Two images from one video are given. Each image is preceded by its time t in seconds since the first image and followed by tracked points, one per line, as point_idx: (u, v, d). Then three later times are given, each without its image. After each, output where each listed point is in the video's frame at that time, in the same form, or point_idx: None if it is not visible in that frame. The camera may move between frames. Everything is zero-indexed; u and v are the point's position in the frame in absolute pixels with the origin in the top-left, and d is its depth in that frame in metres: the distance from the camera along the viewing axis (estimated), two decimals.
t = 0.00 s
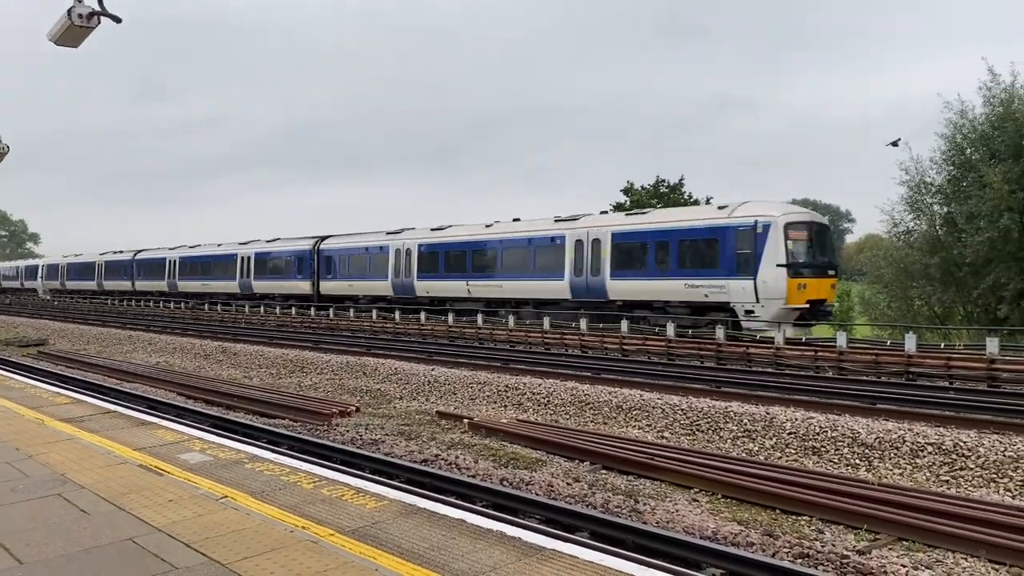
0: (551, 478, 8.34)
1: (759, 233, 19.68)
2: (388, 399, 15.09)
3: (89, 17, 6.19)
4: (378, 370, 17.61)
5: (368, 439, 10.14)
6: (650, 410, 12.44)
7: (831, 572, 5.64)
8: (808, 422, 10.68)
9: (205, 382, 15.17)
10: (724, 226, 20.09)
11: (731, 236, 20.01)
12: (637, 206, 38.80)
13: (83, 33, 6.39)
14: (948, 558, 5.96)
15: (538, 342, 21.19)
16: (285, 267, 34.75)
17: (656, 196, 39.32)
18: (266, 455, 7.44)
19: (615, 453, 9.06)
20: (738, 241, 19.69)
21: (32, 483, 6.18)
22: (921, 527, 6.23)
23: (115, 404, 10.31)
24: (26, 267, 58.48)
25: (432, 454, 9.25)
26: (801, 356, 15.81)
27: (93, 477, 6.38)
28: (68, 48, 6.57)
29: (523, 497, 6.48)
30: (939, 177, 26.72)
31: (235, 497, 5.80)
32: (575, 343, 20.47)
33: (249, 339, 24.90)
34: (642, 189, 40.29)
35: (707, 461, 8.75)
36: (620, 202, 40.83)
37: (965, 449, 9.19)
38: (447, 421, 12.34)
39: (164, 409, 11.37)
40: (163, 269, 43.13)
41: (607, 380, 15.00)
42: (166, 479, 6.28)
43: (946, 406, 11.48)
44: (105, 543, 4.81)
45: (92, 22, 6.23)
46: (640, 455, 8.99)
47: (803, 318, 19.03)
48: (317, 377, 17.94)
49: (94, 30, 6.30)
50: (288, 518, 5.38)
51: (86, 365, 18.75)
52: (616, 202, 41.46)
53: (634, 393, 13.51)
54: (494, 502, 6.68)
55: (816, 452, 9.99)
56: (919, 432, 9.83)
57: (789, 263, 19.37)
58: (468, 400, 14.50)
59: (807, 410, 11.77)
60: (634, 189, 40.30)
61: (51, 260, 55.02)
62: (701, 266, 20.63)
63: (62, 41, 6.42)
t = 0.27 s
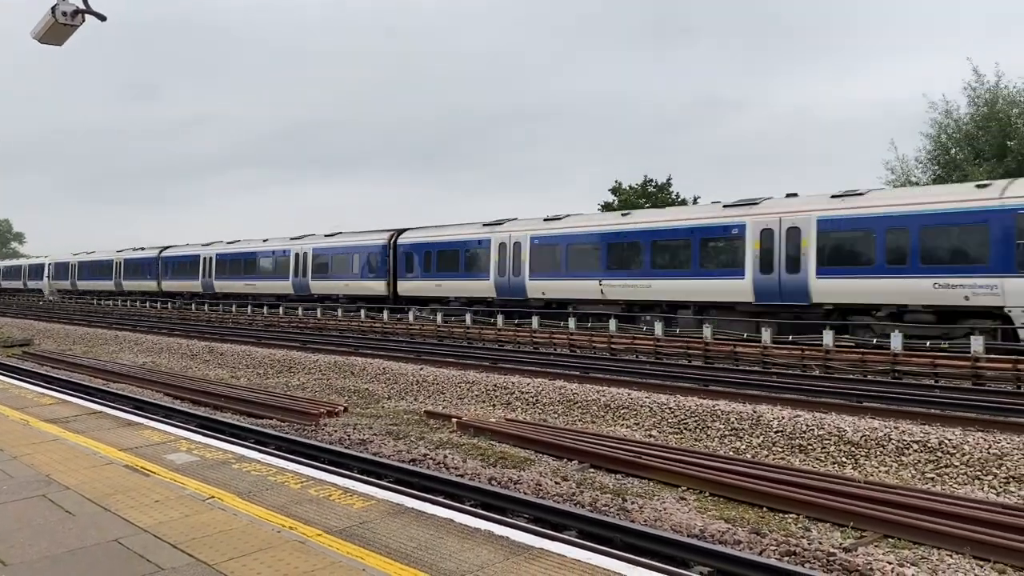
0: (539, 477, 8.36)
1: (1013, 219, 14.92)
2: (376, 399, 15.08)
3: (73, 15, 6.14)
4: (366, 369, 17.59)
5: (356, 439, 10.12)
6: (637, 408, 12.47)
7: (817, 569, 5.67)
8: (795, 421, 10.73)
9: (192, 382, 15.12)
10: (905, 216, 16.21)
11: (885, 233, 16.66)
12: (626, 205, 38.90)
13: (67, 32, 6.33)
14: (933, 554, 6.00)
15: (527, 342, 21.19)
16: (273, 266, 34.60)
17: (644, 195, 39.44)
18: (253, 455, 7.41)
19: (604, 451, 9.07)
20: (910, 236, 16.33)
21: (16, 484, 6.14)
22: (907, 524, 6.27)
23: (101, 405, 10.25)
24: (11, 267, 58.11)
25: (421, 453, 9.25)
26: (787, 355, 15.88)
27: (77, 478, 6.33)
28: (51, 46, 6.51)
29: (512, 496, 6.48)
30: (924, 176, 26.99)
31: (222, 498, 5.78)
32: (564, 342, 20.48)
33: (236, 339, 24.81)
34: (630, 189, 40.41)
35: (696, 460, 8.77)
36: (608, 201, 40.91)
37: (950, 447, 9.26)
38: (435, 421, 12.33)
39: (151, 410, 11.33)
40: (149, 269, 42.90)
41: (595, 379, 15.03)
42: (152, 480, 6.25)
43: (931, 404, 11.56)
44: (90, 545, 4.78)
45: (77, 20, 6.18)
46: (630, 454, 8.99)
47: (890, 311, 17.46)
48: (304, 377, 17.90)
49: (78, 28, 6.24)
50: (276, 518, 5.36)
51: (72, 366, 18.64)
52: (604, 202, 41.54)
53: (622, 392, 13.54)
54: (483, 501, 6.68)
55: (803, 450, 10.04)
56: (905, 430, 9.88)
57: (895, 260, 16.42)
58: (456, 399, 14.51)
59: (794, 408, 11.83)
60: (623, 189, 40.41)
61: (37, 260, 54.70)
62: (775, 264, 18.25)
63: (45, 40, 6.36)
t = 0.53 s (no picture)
0: (526, 476, 8.36)
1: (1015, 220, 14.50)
2: (362, 399, 15.03)
3: (55, 12, 6.08)
4: (352, 369, 17.53)
5: (342, 439, 10.09)
6: (624, 407, 12.49)
7: (802, 567, 5.70)
8: (780, 419, 10.78)
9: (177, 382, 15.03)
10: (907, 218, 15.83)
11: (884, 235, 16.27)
12: (613, 205, 38.98)
13: (48, 30, 6.27)
14: (917, 551, 6.04)
15: (514, 341, 21.19)
16: (259, 265, 34.42)
17: (631, 195, 39.52)
18: (238, 456, 7.38)
19: (591, 450, 9.07)
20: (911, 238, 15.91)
21: None
22: (890, 521, 6.31)
23: (83, 405, 10.17)
24: None
25: (407, 453, 9.22)
26: (773, 353, 15.95)
27: (60, 479, 6.27)
28: (32, 44, 6.45)
29: (498, 495, 6.47)
30: (908, 175, 27.20)
31: (206, 498, 5.75)
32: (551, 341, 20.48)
33: (221, 339, 24.68)
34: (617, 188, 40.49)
35: (682, 458, 8.79)
36: (595, 201, 40.98)
37: (933, 444, 9.32)
38: (422, 421, 12.31)
39: (135, 410, 11.24)
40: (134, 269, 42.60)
41: (582, 378, 15.04)
42: (135, 480, 6.21)
43: (915, 402, 11.64)
44: (73, 546, 4.74)
45: (58, 17, 6.12)
46: (616, 453, 9.00)
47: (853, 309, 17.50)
48: (290, 376, 17.83)
49: (60, 25, 6.18)
50: (261, 518, 5.34)
51: (55, 366, 18.48)
52: (591, 201, 41.60)
53: (609, 391, 13.55)
54: (469, 501, 6.67)
55: (788, 448, 10.08)
56: (889, 427, 9.94)
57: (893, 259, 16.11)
58: (443, 398, 14.49)
59: (779, 406, 11.88)
60: (610, 188, 40.50)
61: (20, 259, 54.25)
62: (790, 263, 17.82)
63: (26, 37, 6.30)
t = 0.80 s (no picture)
0: (513, 474, 8.36)
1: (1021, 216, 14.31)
2: (349, 398, 14.99)
3: (36, 9, 6.05)
4: (339, 369, 17.48)
5: (328, 438, 10.06)
6: (611, 405, 12.51)
7: (787, 563, 5.73)
8: (766, 416, 10.83)
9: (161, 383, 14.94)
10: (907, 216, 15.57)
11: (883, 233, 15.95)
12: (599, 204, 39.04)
13: (28, 27, 6.23)
14: (900, 547, 6.09)
15: (501, 340, 21.18)
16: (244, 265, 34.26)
17: (617, 193, 39.60)
18: (223, 456, 7.35)
19: (578, 449, 9.08)
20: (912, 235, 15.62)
21: None
22: (875, 517, 6.35)
23: (66, 406, 10.09)
24: None
25: (393, 453, 9.21)
26: (758, 351, 16.02)
27: (42, 481, 6.22)
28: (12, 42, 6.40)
29: (484, 494, 6.47)
30: (891, 174, 27.40)
31: (191, 499, 5.72)
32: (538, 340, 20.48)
33: (206, 339, 24.54)
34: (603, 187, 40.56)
35: (669, 456, 8.81)
36: (581, 200, 41.04)
37: (916, 441, 9.39)
38: (408, 420, 12.29)
39: (119, 411, 11.17)
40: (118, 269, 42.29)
41: (569, 377, 15.05)
42: (118, 481, 6.17)
43: (899, 399, 11.72)
44: (57, 547, 4.71)
45: (39, 14, 6.08)
46: (603, 451, 9.01)
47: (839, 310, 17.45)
48: (276, 376, 17.76)
49: (41, 22, 6.15)
50: (246, 518, 5.32)
51: (37, 367, 18.33)
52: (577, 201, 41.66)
53: (596, 390, 13.56)
54: (456, 500, 6.66)
55: (773, 446, 10.14)
56: (873, 425, 10.01)
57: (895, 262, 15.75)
58: (430, 398, 14.48)
59: (765, 404, 11.94)
60: (596, 188, 40.57)
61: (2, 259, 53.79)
62: (788, 257, 17.26)
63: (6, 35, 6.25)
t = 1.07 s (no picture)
0: (502, 473, 8.35)
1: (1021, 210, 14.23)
2: (337, 398, 14.95)
3: (19, 7, 5.97)
4: (327, 368, 17.42)
5: (316, 438, 10.03)
6: (600, 404, 12.52)
7: (776, 560, 5.74)
8: (754, 414, 10.87)
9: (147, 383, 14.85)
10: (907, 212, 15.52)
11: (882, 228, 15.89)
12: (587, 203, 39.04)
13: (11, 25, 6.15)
14: (888, 544, 6.11)
15: (491, 338, 21.17)
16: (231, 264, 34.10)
17: (606, 192, 39.62)
18: (211, 456, 7.31)
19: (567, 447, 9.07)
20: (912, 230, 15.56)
21: None
22: (863, 514, 6.37)
23: (52, 407, 10.01)
24: None
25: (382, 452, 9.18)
26: (747, 349, 16.07)
27: (27, 482, 6.17)
28: None
29: (473, 493, 6.46)
30: (878, 173, 27.52)
31: (178, 499, 5.68)
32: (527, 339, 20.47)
33: (193, 338, 24.41)
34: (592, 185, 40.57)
35: (658, 453, 8.82)
36: (570, 199, 41.03)
37: (904, 438, 9.44)
38: (397, 419, 12.27)
39: (105, 411, 11.09)
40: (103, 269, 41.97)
41: (558, 375, 15.05)
42: (104, 482, 6.13)
43: (887, 396, 11.78)
44: (42, 549, 4.67)
45: (22, 11, 6.01)
46: (593, 450, 9.01)
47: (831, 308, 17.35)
48: (264, 376, 17.68)
49: (24, 20, 6.07)
50: (233, 519, 5.29)
51: (22, 367, 18.19)
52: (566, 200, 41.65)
53: (586, 388, 13.57)
54: (445, 499, 6.65)
55: (761, 443, 10.16)
56: (861, 422, 10.05)
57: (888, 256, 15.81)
58: (418, 397, 14.46)
59: (753, 401, 11.97)
60: (585, 186, 40.58)
61: None
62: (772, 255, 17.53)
63: None
